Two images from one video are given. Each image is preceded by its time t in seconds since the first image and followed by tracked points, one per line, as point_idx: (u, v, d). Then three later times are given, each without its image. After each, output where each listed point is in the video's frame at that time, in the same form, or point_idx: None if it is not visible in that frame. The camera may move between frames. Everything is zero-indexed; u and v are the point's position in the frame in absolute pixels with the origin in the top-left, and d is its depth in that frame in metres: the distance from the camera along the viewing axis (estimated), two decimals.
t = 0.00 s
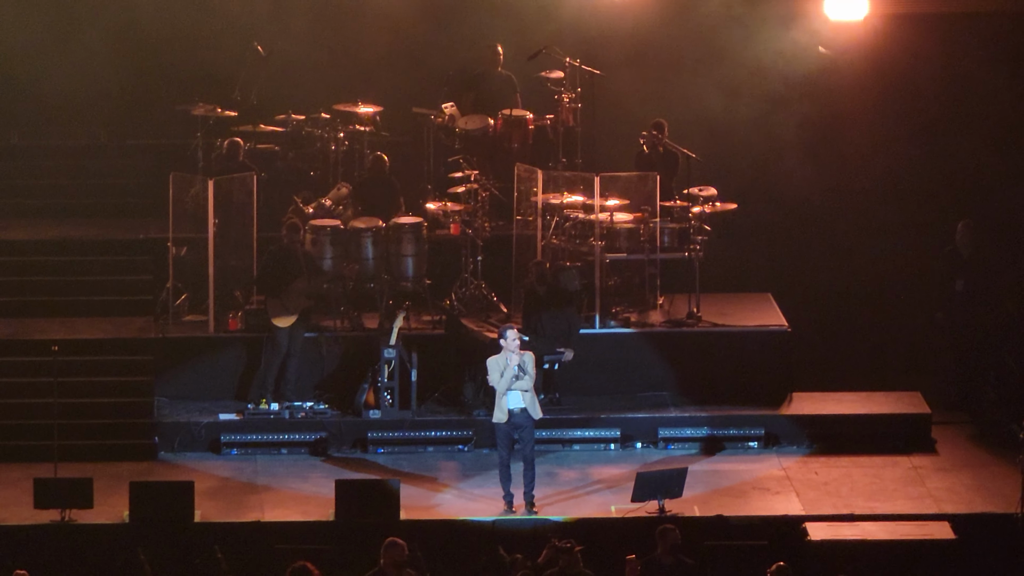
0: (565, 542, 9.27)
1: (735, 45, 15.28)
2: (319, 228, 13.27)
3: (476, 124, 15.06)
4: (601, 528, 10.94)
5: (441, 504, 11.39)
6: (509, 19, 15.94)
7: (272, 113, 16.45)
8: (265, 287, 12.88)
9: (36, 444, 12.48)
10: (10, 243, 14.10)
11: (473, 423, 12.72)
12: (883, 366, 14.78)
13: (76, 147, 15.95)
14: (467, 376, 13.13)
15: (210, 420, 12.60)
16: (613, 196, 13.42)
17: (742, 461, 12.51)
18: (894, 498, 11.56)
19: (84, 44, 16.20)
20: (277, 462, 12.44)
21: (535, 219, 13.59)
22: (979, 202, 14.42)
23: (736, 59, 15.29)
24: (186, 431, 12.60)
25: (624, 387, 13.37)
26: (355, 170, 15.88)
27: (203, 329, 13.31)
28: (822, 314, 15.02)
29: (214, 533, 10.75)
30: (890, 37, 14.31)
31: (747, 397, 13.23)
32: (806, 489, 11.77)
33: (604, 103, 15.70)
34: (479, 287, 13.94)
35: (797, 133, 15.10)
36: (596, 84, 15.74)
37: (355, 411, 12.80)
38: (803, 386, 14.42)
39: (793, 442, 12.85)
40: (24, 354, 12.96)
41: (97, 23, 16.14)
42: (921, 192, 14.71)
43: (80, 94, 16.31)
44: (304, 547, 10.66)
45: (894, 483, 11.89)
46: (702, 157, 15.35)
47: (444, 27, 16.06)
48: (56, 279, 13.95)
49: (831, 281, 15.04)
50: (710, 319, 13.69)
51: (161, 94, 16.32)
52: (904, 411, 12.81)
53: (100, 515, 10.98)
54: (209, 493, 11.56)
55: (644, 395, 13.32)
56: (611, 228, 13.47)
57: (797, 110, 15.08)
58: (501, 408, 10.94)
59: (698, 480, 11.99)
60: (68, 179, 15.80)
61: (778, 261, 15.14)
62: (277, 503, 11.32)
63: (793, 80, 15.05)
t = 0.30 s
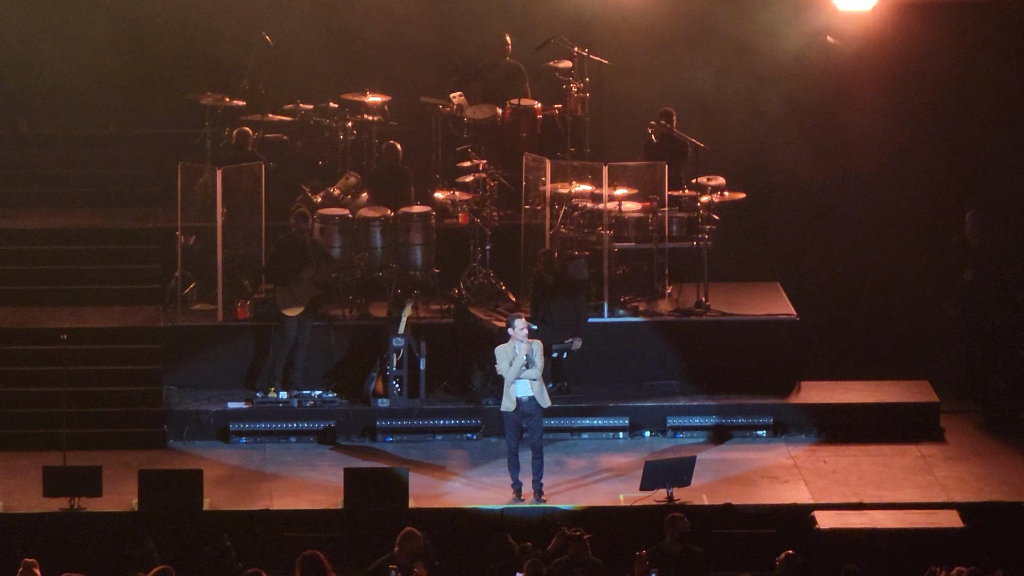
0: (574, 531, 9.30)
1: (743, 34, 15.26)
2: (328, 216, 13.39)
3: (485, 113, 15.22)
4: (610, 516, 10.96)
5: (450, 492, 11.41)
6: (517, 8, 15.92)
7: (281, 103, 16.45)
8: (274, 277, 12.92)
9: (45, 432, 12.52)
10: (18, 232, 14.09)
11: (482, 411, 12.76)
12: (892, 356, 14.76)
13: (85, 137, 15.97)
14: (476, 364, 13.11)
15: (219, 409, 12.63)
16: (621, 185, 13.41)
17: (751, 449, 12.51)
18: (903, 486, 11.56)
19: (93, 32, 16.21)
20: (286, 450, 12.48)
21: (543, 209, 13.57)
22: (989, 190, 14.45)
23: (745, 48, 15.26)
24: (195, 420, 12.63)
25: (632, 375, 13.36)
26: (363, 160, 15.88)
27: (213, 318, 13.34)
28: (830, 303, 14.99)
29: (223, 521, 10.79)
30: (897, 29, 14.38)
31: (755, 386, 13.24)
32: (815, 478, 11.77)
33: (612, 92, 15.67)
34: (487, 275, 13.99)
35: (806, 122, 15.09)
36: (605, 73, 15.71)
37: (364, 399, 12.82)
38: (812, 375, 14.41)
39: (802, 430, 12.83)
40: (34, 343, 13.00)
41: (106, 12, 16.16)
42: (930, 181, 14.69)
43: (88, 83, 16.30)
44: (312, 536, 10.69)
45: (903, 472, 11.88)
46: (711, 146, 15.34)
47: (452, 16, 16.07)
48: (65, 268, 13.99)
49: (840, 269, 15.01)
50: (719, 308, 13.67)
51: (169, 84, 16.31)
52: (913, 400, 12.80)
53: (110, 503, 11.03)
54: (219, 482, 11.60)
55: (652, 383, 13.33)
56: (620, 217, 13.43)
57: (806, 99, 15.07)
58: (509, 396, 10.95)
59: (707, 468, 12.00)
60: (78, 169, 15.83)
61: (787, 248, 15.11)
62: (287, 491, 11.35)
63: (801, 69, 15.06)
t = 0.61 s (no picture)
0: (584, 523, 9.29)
1: (753, 26, 15.26)
2: (338, 208, 13.26)
3: (495, 104, 15.05)
4: (621, 508, 10.96)
5: (460, 484, 11.41)
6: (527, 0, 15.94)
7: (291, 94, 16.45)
8: (284, 270, 13.01)
9: (56, 424, 12.56)
10: (29, 224, 14.12)
11: (492, 403, 12.77)
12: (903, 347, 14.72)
13: (96, 128, 15.98)
14: (486, 356, 13.11)
15: (229, 401, 12.65)
16: (631, 176, 13.41)
17: (761, 441, 12.49)
18: (913, 478, 11.53)
19: (103, 24, 16.21)
20: (296, 442, 12.50)
21: (554, 200, 13.62)
22: (999, 182, 14.38)
23: (755, 41, 15.26)
24: (205, 412, 12.65)
25: (642, 367, 13.36)
26: (373, 151, 15.87)
27: (223, 309, 13.35)
28: (841, 296, 14.95)
29: (233, 513, 10.81)
30: (908, 20, 14.27)
31: (766, 378, 13.23)
32: (825, 470, 11.75)
33: (623, 83, 15.65)
34: (498, 267, 13.95)
35: (817, 113, 15.04)
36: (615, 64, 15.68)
37: (374, 391, 12.83)
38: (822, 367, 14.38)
39: (812, 422, 12.82)
40: (45, 335, 13.03)
41: (115, 4, 16.16)
42: (940, 173, 14.64)
43: (97, 75, 16.31)
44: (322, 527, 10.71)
45: (913, 464, 11.86)
46: (721, 138, 15.30)
47: (462, 8, 16.07)
48: (75, 260, 14.02)
49: (850, 260, 14.97)
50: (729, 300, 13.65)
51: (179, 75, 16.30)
52: (923, 392, 12.77)
53: (120, 495, 11.06)
54: (229, 474, 11.62)
55: (662, 375, 13.31)
56: (630, 209, 13.37)
57: (817, 90, 15.02)
58: (520, 386, 10.93)
59: (717, 460, 11.98)
60: (88, 160, 15.85)
61: (797, 240, 15.09)
62: (296, 483, 11.37)
63: (811, 60, 15.03)
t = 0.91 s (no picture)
0: (588, 522, 9.30)
1: (755, 24, 15.23)
2: (341, 207, 13.37)
3: (497, 104, 15.03)
4: (624, 507, 10.96)
5: (464, 483, 11.42)
6: None
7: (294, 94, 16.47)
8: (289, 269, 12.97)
9: (60, 424, 12.58)
10: (33, 224, 14.15)
11: (495, 402, 12.77)
12: (906, 346, 14.71)
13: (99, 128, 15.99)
14: (489, 355, 13.15)
15: (233, 400, 12.65)
16: (634, 175, 13.36)
17: (764, 440, 12.49)
18: (916, 477, 11.52)
19: (105, 23, 16.22)
20: (299, 441, 12.51)
21: (557, 199, 13.51)
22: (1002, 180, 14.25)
23: (758, 39, 15.23)
24: (208, 412, 12.66)
25: (645, 366, 13.36)
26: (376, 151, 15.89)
27: (226, 309, 13.37)
28: (844, 294, 14.94)
29: (236, 512, 10.82)
30: (910, 18, 14.19)
31: (769, 376, 13.23)
32: (829, 468, 11.74)
33: (626, 83, 15.67)
34: (500, 266, 13.99)
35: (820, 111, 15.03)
36: (617, 63, 15.69)
37: (378, 390, 12.84)
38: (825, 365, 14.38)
39: (815, 421, 12.82)
40: (49, 335, 13.06)
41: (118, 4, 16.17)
42: (943, 172, 14.56)
43: (101, 75, 16.32)
44: (325, 527, 10.72)
45: (916, 462, 11.85)
46: (724, 136, 15.31)
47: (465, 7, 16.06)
48: (79, 259, 14.04)
49: (853, 259, 14.96)
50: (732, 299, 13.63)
51: (182, 75, 16.33)
52: (926, 390, 12.76)
53: (123, 495, 11.08)
54: (232, 473, 11.62)
55: (665, 374, 13.32)
56: (633, 207, 13.39)
57: (820, 88, 15.00)
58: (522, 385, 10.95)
59: (720, 459, 11.98)
60: (92, 160, 15.88)
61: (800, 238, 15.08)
62: (300, 482, 11.37)
63: (814, 58, 15.00)
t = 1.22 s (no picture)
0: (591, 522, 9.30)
1: (759, 23, 15.21)
2: (344, 207, 13.37)
3: (501, 103, 14.95)
4: (627, 507, 10.95)
5: (468, 483, 11.41)
6: None
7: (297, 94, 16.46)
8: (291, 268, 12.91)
9: (64, 423, 12.58)
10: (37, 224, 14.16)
11: (499, 402, 12.77)
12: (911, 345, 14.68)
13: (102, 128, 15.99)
14: (493, 355, 13.13)
15: (236, 400, 12.65)
16: (638, 174, 13.38)
17: (768, 440, 12.47)
18: (921, 476, 11.50)
19: (109, 23, 16.22)
20: (303, 441, 12.50)
21: (560, 199, 13.44)
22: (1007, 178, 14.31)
23: (761, 38, 15.22)
24: (212, 411, 12.66)
25: (649, 365, 13.36)
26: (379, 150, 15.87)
27: (229, 308, 13.36)
28: (848, 293, 14.91)
29: (240, 512, 10.81)
30: (915, 16, 14.28)
31: (773, 376, 13.20)
32: (833, 468, 11.72)
33: (629, 82, 15.66)
34: (503, 266, 13.92)
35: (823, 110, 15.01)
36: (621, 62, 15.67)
37: (382, 390, 12.84)
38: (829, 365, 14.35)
39: (819, 421, 12.80)
40: (52, 335, 13.06)
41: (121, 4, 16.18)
42: (947, 170, 14.60)
43: (104, 74, 16.33)
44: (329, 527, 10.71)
45: (920, 462, 11.83)
46: (728, 135, 15.29)
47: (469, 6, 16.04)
48: (83, 259, 14.04)
49: (857, 258, 14.93)
50: (736, 298, 13.62)
51: (185, 75, 16.32)
52: (930, 390, 12.73)
53: (127, 495, 11.08)
54: (236, 473, 11.62)
55: (669, 373, 13.32)
56: (636, 207, 13.38)
57: (823, 86, 14.98)
58: (526, 385, 10.91)
59: (724, 459, 11.96)
60: (96, 160, 15.87)
61: (804, 238, 15.05)
62: (304, 482, 11.37)
63: (817, 57, 14.97)
